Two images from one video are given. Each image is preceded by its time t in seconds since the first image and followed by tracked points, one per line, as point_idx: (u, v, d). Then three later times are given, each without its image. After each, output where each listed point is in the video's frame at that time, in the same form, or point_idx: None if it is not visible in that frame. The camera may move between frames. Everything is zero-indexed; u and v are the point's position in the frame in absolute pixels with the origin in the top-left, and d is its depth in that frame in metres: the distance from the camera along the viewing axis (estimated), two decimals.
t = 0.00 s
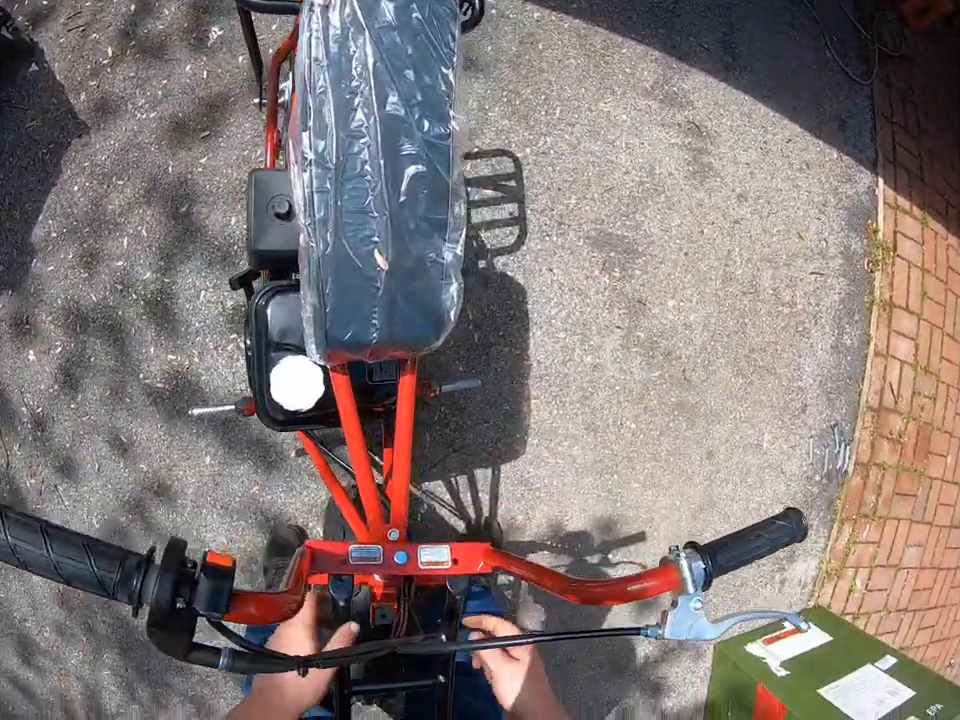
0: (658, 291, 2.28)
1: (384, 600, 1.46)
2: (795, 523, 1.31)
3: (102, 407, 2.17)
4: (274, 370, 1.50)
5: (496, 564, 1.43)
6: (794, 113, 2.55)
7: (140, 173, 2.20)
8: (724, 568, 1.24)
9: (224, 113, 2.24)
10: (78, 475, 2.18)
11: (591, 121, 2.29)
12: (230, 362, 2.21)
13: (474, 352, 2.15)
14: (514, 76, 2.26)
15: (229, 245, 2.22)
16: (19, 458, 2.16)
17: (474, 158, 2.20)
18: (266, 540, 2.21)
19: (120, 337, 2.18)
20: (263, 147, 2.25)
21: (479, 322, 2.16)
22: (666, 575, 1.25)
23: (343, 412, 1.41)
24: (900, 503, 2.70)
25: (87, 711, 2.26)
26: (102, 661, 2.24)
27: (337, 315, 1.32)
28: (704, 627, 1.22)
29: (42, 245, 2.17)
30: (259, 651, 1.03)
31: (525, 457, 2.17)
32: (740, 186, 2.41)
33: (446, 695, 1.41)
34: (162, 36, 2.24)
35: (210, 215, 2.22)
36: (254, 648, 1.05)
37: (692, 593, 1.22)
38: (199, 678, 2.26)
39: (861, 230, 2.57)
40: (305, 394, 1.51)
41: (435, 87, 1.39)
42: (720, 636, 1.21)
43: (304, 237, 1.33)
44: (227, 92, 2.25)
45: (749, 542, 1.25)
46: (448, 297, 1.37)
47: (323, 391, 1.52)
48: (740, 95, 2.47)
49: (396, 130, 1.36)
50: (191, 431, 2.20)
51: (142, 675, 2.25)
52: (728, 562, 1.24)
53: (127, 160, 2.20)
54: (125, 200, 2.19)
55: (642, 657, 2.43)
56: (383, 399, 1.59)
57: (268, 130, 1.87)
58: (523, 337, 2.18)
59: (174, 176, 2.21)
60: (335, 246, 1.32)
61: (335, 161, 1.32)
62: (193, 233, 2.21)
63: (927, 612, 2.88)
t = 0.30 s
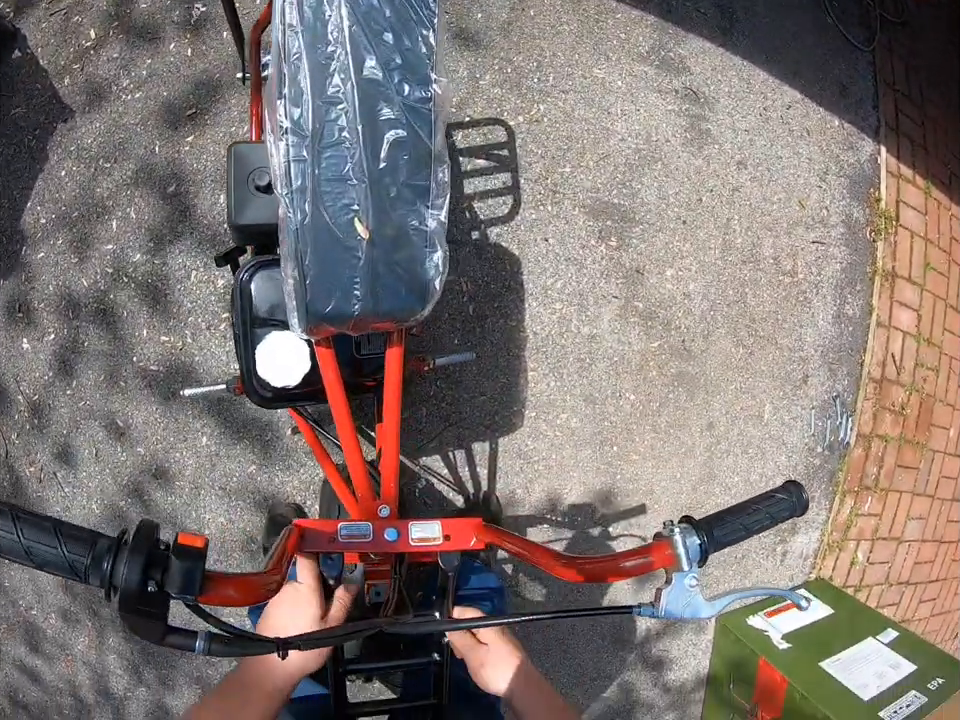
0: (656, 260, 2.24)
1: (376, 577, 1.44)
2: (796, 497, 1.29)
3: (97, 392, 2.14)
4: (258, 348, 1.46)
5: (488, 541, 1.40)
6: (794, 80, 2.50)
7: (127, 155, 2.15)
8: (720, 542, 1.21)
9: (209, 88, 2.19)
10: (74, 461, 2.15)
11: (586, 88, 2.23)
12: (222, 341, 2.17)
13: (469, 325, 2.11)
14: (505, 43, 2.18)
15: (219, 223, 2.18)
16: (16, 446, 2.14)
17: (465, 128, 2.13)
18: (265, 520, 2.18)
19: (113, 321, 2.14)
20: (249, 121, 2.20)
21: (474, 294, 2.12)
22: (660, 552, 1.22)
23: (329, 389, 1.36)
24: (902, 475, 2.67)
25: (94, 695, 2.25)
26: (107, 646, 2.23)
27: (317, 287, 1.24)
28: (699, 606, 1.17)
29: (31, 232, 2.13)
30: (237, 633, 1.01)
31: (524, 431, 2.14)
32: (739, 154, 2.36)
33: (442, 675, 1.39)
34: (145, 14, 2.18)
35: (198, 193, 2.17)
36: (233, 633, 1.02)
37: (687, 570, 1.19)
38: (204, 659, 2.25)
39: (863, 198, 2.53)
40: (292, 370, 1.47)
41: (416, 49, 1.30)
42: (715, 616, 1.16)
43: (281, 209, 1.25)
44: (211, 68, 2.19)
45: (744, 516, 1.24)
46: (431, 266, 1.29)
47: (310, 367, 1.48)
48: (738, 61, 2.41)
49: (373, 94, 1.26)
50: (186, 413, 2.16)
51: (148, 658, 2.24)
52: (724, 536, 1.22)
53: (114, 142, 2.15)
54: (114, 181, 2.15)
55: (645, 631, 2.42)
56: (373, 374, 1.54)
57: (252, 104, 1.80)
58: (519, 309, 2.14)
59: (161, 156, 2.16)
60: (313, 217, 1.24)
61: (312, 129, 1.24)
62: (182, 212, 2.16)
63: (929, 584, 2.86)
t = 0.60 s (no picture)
0: (654, 251, 2.23)
1: (374, 572, 1.43)
2: (795, 491, 1.29)
3: (94, 388, 2.13)
4: (254, 342, 1.41)
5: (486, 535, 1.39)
6: (793, 70, 2.48)
7: (122, 150, 2.14)
8: (718, 537, 1.20)
9: (204, 82, 2.17)
10: (72, 458, 2.14)
11: (583, 79, 2.22)
12: (220, 336, 2.15)
13: (467, 317, 2.11)
14: (501, 33, 2.17)
15: (214, 217, 2.16)
16: (14, 444, 2.14)
17: (461, 119, 2.12)
18: (263, 514, 2.17)
19: (110, 317, 2.13)
20: (244, 115, 2.19)
21: (471, 287, 2.11)
22: (659, 546, 1.22)
23: (323, 382, 1.35)
24: (901, 467, 2.67)
25: (95, 692, 2.25)
26: (108, 642, 2.22)
27: (311, 281, 1.22)
28: (698, 601, 1.17)
29: (27, 228, 2.12)
30: (232, 632, 1.00)
31: (522, 423, 2.14)
32: (738, 144, 2.35)
33: (440, 670, 1.40)
34: (138, 7, 2.16)
35: (193, 187, 2.16)
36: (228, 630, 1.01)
37: (685, 565, 1.18)
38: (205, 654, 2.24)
39: (862, 189, 2.52)
40: (285, 365, 1.42)
41: (409, 40, 1.29)
42: (713, 611, 1.17)
43: (274, 202, 1.22)
44: (205, 61, 2.18)
45: (742, 510, 1.24)
46: (426, 258, 1.28)
47: (305, 361, 1.44)
48: (736, 51, 2.40)
49: (367, 86, 1.25)
50: (183, 408, 2.15)
51: (149, 654, 2.23)
52: (722, 531, 1.21)
53: (108, 138, 2.14)
54: (109, 177, 2.13)
55: (644, 622, 2.42)
56: (370, 367, 1.53)
57: (245, 97, 1.78)
58: (517, 301, 2.13)
59: (155, 151, 2.15)
60: (306, 211, 1.21)
61: (305, 121, 1.21)
62: (178, 207, 2.15)
63: (927, 576, 2.86)
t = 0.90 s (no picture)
0: (656, 244, 2.23)
1: (376, 565, 1.41)
2: (800, 484, 1.28)
3: (95, 382, 2.13)
4: (256, 336, 1.41)
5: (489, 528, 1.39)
6: (796, 62, 2.47)
7: (122, 143, 2.13)
8: (724, 531, 1.19)
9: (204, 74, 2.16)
10: (73, 452, 2.14)
11: (585, 70, 2.21)
12: (221, 329, 2.15)
13: (468, 310, 2.10)
14: (503, 24, 2.16)
15: (214, 209, 2.16)
16: (16, 438, 2.14)
17: (462, 111, 2.11)
18: (265, 507, 2.17)
19: (111, 311, 2.13)
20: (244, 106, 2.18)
21: (472, 279, 2.10)
22: (663, 539, 1.21)
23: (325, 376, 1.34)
24: (901, 461, 2.67)
25: (98, 685, 2.25)
26: (110, 636, 2.23)
27: (313, 273, 1.21)
28: (703, 594, 1.17)
29: (27, 222, 2.12)
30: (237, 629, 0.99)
31: (524, 416, 2.14)
32: (740, 137, 2.34)
33: (440, 665, 1.37)
34: None
35: (193, 179, 2.15)
36: (232, 626, 1.00)
37: (691, 558, 1.18)
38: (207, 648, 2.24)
39: (864, 182, 2.51)
40: (285, 359, 1.42)
41: (412, 30, 1.27)
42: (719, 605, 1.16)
43: (275, 194, 1.21)
44: (205, 52, 2.17)
45: (748, 504, 1.22)
46: (429, 250, 1.27)
47: (307, 354, 1.43)
48: (738, 43, 2.39)
49: (369, 77, 1.23)
50: (184, 401, 2.15)
51: (151, 648, 2.24)
52: (727, 525, 1.20)
53: (108, 131, 2.13)
54: (109, 170, 2.13)
55: (644, 615, 2.42)
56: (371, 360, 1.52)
57: (245, 88, 1.78)
58: (519, 293, 2.13)
59: (155, 144, 2.14)
60: (309, 202, 1.20)
61: (307, 112, 1.19)
62: (178, 199, 2.15)
63: (927, 570, 2.86)
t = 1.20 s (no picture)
0: (660, 238, 2.23)
1: (384, 559, 1.40)
2: (806, 476, 1.28)
3: (100, 377, 2.13)
4: (264, 328, 1.37)
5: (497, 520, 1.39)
6: (800, 58, 2.47)
7: (125, 137, 2.13)
8: (731, 522, 1.19)
9: (208, 68, 2.16)
10: (77, 446, 2.15)
11: (590, 65, 2.21)
12: (226, 322, 2.15)
13: (473, 304, 2.10)
14: (507, 18, 2.16)
15: (219, 203, 2.16)
16: (20, 432, 2.14)
17: (467, 105, 2.11)
18: (269, 501, 2.17)
19: (115, 304, 2.13)
20: (248, 100, 2.18)
21: (477, 273, 2.11)
22: (670, 530, 1.21)
23: (335, 370, 1.34)
24: (903, 457, 2.67)
25: (102, 678, 2.26)
26: (114, 629, 2.23)
27: (323, 265, 1.21)
28: (711, 585, 1.17)
29: (31, 217, 2.12)
30: (251, 618, 0.99)
31: (528, 409, 2.14)
32: (744, 132, 2.34)
33: (449, 654, 1.37)
34: None
35: (198, 173, 2.15)
36: (246, 617, 1.00)
37: (698, 549, 1.18)
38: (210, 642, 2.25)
39: (868, 178, 2.51)
40: (295, 351, 1.39)
41: (421, 23, 1.26)
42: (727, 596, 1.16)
43: (286, 187, 1.22)
44: (209, 46, 2.17)
45: (754, 496, 1.23)
46: (438, 243, 1.26)
47: (316, 345, 1.41)
48: (742, 38, 2.39)
49: (379, 70, 1.22)
50: (188, 395, 2.15)
51: (155, 641, 2.24)
52: (735, 516, 1.20)
53: (111, 125, 2.13)
54: (113, 164, 2.13)
55: (646, 609, 2.43)
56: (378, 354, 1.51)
57: (250, 82, 1.78)
58: (523, 287, 2.13)
59: (159, 138, 2.14)
60: (319, 195, 1.20)
61: (316, 104, 1.20)
62: (183, 193, 2.15)
63: (928, 566, 2.87)
